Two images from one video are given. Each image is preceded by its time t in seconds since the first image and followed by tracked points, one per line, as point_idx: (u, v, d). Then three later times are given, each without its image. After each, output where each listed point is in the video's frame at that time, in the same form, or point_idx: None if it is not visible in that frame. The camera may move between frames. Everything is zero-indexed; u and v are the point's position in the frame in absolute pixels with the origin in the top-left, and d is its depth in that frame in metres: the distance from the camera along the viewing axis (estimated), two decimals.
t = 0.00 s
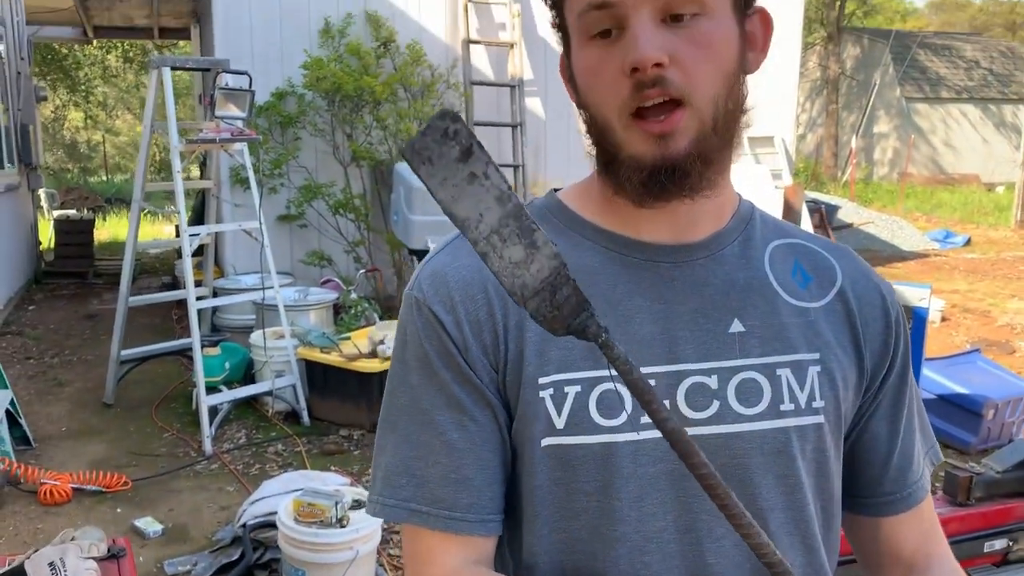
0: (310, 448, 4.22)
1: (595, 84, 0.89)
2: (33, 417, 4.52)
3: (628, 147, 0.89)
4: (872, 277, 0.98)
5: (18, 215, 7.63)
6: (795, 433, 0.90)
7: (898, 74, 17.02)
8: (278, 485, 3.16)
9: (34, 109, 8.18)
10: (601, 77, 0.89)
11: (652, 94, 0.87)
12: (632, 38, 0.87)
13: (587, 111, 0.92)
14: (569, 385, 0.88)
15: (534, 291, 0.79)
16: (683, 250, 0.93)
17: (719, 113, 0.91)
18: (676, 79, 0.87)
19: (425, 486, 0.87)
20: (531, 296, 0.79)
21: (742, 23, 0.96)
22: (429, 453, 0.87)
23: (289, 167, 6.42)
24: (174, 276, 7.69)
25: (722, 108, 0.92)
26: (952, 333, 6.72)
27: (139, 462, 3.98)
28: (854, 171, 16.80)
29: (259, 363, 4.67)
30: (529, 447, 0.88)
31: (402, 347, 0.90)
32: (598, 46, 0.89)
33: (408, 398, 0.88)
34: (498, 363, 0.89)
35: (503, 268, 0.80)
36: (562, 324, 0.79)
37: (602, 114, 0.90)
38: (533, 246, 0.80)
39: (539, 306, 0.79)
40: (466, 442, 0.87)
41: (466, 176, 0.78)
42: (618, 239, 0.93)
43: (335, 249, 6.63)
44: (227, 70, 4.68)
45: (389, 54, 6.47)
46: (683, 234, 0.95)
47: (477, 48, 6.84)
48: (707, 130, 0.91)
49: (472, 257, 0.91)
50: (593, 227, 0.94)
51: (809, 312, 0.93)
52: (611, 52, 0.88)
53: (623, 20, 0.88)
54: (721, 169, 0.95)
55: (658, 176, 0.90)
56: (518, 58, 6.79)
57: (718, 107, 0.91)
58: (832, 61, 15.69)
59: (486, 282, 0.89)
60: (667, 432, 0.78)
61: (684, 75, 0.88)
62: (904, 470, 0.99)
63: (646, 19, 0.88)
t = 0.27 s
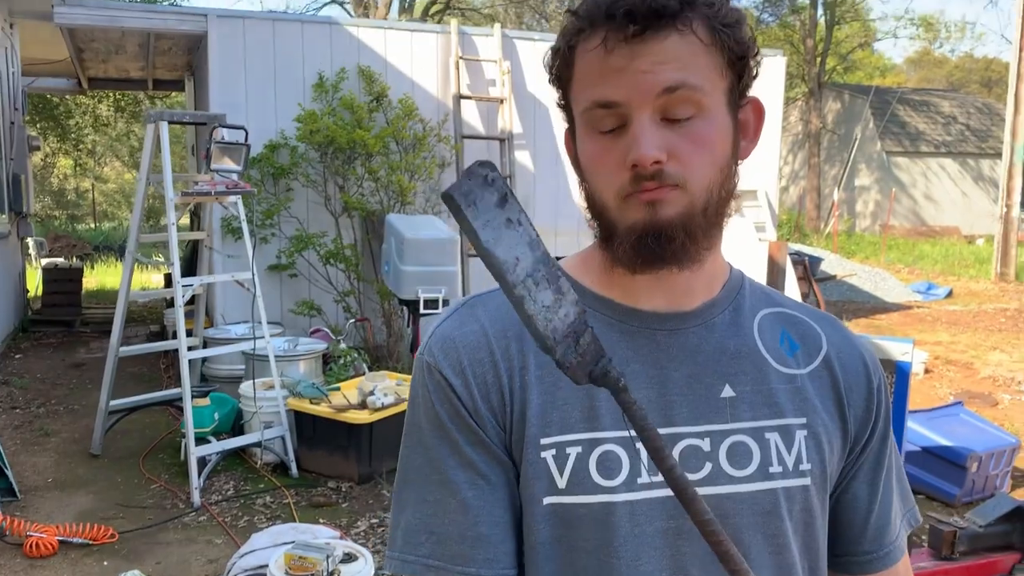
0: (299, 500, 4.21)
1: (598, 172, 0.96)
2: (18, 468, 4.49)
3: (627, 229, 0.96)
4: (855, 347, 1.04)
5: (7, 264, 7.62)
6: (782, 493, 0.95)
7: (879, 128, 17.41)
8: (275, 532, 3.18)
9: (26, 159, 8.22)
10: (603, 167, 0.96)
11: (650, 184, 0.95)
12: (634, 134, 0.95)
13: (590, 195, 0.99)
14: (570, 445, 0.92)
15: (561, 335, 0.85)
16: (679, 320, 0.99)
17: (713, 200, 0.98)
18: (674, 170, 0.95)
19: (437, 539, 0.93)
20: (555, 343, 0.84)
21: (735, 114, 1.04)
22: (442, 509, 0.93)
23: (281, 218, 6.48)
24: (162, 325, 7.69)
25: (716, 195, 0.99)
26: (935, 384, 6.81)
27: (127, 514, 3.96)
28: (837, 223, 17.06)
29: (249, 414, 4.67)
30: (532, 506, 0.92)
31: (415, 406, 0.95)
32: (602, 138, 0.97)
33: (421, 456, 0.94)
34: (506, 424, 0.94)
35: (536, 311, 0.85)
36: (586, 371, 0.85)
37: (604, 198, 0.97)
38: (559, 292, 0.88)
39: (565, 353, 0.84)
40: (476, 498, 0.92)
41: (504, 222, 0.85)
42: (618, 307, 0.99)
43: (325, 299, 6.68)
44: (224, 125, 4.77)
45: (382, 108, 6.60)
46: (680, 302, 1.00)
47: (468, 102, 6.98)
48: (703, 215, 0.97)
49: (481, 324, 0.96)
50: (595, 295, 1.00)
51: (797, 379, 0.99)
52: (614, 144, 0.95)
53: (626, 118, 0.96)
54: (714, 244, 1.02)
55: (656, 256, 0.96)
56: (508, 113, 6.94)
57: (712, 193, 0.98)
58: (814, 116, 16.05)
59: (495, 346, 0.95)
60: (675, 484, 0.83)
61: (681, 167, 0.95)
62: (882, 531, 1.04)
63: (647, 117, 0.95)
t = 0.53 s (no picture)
0: (278, 545, 4.17)
1: (583, 228, 1.01)
2: None
3: (611, 284, 1.01)
4: (833, 398, 1.07)
5: None
6: (760, 541, 0.96)
7: (853, 173, 17.77)
8: None
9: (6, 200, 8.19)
10: (587, 225, 1.01)
11: (630, 242, 1.00)
12: (615, 195, 1.00)
13: (576, 250, 1.04)
14: (556, 491, 0.95)
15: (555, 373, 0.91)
16: (662, 369, 1.01)
17: (692, 256, 1.03)
18: (653, 228, 1.00)
19: None
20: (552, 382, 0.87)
21: (712, 175, 1.09)
22: (433, 551, 0.95)
23: (263, 260, 6.49)
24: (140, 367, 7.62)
25: (695, 250, 1.04)
26: (912, 427, 6.88)
27: (103, 560, 3.90)
28: (814, 266, 17.29)
29: (229, 458, 4.63)
30: (519, 549, 0.95)
31: (408, 449, 0.98)
32: (586, 198, 1.02)
33: (414, 498, 0.97)
34: (496, 468, 0.97)
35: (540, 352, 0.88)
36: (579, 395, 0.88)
37: (589, 254, 1.02)
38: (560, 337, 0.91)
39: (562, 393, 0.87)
40: (466, 542, 0.94)
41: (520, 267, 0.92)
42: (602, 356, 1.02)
43: (306, 341, 6.67)
44: (209, 168, 4.81)
45: (365, 151, 6.67)
46: (662, 352, 1.03)
47: (451, 146, 7.07)
48: (682, 270, 1.02)
49: (471, 371, 1.00)
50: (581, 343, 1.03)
51: (775, 429, 1.01)
52: (597, 204, 1.00)
53: (607, 178, 1.01)
54: (695, 295, 1.06)
55: (637, 309, 1.01)
56: (490, 157, 7.04)
57: (690, 250, 1.03)
58: (790, 161, 16.36)
59: (486, 392, 0.98)
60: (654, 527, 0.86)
61: (660, 226, 1.00)
62: None
63: (628, 178, 1.00)
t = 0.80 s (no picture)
0: (258, 567, 4.15)
1: (562, 244, 1.05)
2: None
3: (589, 298, 1.04)
4: (804, 415, 1.11)
5: None
6: (734, 552, 0.99)
7: (831, 196, 18.03)
8: None
9: None
10: (567, 240, 1.04)
11: (607, 256, 1.03)
12: (593, 211, 1.03)
13: (554, 266, 1.07)
14: (540, 502, 0.98)
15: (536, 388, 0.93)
16: (639, 385, 1.04)
17: (665, 272, 1.07)
18: (629, 244, 1.03)
19: None
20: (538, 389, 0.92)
21: (686, 196, 1.13)
22: (417, 561, 0.97)
23: (244, 280, 6.47)
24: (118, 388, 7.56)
25: (668, 266, 1.07)
26: (889, 448, 6.95)
27: None
28: (793, 287, 17.47)
29: (209, 479, 4.61)
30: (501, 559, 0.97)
31: (395, 459, 1.01)
32: (566, 214, 1.05)
33: (399, 507, 0.99)
34: (481, 479, 0.99)
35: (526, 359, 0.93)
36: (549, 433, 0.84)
37: (568, 270, 1.05)
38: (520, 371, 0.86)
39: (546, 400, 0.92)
40: (451, 551, 0.97)
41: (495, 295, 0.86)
42: (582, 369, 1.05)
43: (287, 361, 6.65)
44: (191, 189, 4.82)
45: (347, 172, 6.70)
46: (640, 368, 1.06)
47: (433, 168, 7.12)
48: (656, 285, 1.05)
49: (458, 383, 1.03)
50: (563, 357, 1.06)
51: (750, 443, 1.04)
52: (576, 220, 1.04)
53: (587, 195, 1.04)
54: (671, 311, 1.09)
55: (614, 321, 1.04)
56: (472, 179, 7.10)
57: (664, 266, 1.07)
58: (769, 184, 16.58)
59: (473, 404, 1.01)
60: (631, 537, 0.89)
61: (635, 241, 1.03)
62: None
63: (605, 195, 1.04)
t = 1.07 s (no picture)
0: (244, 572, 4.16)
1: (544, 250, 1.08)
2: None
3: (569, 300, 1.07)
4: (775, 410, 1.14)
5: None
6: (707, 547, 1.03)
7: (816, 204, 18.18)
8: None
9: None
10: (549, 246, 1.07)
11: (588, 262, 1.06)
12: (574, 218, 1.07)
13: (535, 273, 1.10)
14: (519, 503, 1.01)
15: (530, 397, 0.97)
16: (616, 389, 1.07)
17: (644, 279, 1.10)
18: (608, 252, 1.07)
19: None
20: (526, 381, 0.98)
21: (661, 206, 1.17)
22: (403, 562, 1.00)
23: (230, 286, 6.47)
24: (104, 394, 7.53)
25: (646, 273, 1.11)
26: (872, 453, 7.02)
27: None
28: (778, 294, 17.58)
29: (194, 484, 4.61)
30: (484, 557, 1.00)
31: (381, 467, 1.04)
32: (548, 221, 1.09)
33: (386, 514, 1.02)
34: (464, 482, 1.02)
35: (511, 354, 0.99)
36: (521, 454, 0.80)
37: (549, 275, 1.08)
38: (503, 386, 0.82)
39: (532, 390, 0.98)
40: (436, 552, 1.00)
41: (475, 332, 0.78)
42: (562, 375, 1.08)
43: (273, 367, 6.65)
44: (178, 195, 4.83)
45: (334, 178, 6.72)
46: (616, 370, 1.09)
47: (420, 174, 7.16)
48: (635, 291, 1.09)
49: (438, 390, 1.05)
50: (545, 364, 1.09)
51: (721, 443, 1.08)
52: (559, 227, 1.07)
53: (568, 204, 1.08)
54: (648, 315, 1.12)
55: (594, 324, 1.07)
56: (459, 185, 7.13)
57: (641, 273, 1.10)
58: (754, 191, 16.71)
59: (453, 412, 1.04)
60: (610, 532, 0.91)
61: (615, 248, 1.07)
62: None
63: (587, 203, 1.08)
